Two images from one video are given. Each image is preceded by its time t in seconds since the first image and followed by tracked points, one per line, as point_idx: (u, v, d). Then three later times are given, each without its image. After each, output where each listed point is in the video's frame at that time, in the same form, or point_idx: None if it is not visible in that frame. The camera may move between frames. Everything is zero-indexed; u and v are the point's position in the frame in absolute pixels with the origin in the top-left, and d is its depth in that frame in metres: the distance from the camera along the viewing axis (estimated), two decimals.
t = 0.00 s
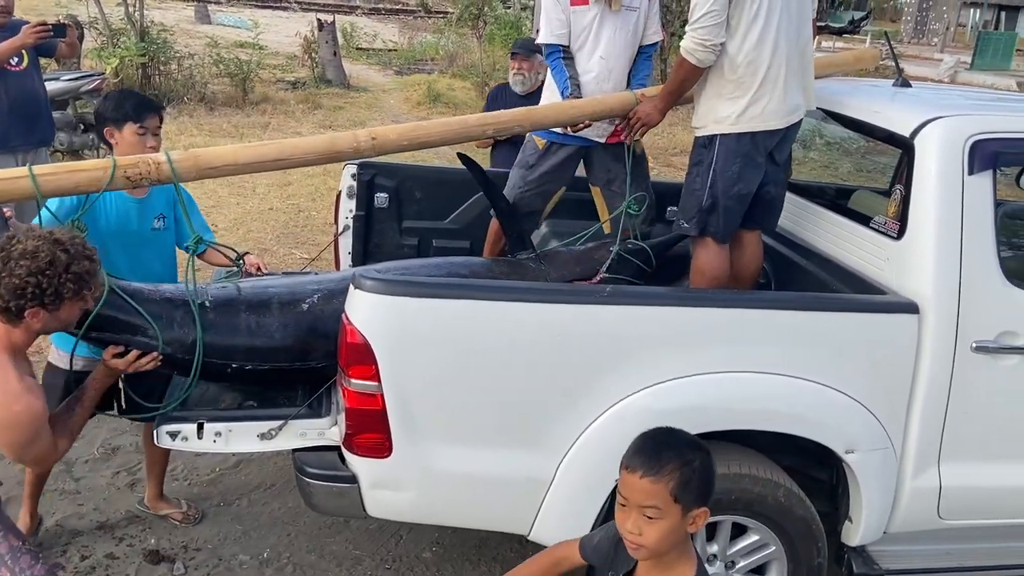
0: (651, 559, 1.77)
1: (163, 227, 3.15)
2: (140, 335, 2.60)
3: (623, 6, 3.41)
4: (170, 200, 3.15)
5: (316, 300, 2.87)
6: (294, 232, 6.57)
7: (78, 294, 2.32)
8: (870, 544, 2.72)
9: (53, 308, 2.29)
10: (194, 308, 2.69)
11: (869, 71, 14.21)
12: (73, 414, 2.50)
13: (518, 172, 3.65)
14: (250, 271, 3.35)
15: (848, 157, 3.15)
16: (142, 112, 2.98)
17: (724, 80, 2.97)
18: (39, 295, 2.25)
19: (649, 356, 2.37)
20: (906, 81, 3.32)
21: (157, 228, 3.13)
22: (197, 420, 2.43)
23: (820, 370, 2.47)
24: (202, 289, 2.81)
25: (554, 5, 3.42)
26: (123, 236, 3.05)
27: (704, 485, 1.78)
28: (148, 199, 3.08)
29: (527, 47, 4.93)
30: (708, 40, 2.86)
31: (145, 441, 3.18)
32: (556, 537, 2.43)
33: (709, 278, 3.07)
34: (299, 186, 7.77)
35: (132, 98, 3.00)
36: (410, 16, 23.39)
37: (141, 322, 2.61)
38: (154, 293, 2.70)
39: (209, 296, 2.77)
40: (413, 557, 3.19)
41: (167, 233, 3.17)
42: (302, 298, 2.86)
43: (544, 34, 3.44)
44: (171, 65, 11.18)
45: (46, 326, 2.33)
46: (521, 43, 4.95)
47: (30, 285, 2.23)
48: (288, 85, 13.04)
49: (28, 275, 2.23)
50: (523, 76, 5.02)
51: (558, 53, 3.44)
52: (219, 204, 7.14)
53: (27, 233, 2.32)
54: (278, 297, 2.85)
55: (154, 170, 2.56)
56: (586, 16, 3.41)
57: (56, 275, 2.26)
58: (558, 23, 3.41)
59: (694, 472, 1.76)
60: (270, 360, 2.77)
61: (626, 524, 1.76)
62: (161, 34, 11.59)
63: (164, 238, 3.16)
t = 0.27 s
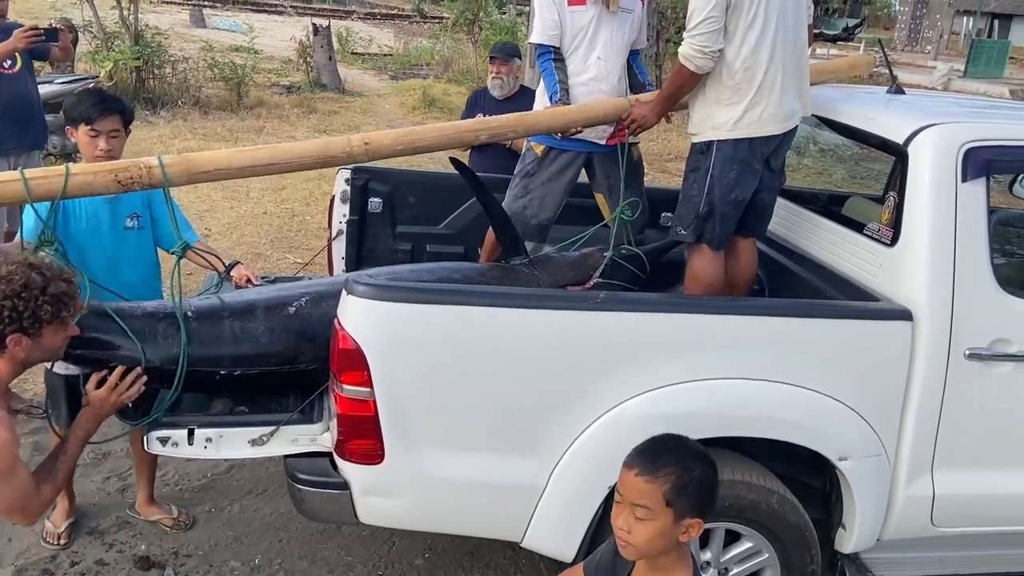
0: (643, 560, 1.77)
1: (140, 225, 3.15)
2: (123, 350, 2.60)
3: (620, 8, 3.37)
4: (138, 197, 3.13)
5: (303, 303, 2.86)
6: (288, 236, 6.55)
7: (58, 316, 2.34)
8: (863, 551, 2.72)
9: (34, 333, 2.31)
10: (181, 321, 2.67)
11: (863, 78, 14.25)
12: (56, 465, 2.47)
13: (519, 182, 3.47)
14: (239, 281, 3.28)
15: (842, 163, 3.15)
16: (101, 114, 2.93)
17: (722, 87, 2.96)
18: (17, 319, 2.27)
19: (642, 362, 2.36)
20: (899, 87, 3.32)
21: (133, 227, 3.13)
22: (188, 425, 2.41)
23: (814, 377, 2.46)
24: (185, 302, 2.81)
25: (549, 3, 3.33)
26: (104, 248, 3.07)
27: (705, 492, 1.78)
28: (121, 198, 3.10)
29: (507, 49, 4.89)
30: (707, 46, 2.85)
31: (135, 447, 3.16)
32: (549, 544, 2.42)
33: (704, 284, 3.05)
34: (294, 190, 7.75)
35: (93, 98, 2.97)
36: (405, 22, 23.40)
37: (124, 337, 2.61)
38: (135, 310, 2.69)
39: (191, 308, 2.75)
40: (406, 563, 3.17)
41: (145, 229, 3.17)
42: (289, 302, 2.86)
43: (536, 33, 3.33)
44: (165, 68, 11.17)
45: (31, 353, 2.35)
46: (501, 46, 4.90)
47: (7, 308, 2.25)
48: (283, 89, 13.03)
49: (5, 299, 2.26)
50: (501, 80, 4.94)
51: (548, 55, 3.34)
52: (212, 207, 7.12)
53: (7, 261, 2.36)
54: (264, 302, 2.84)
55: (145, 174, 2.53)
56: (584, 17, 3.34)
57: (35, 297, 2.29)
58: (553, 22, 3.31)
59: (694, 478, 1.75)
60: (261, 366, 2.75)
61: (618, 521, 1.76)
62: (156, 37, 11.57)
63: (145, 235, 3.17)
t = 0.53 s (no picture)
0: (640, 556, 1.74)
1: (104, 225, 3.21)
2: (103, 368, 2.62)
3: (615, 15, 3.33)
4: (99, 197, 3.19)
5: (289, 304, 2.86)
6: (282, 241, 6.54)
7: (88, 323, 2.29)
8: (857, 558, 2.71)
9: (64, 341, 2.25)
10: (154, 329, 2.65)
11: (858, 85, 14.30)
12: None
13: (515, 189, 3.46)
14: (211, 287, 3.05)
15: (836, 170, 3.16)
16: (44, 114, 3.06)
17: (716, 94, 2.96)
18: (49, 323, 2.21)
19: (636, 369, 2.36)
20: (893, 94, 3.33)
21: (97, 228, 3.18)
22: (178, 433, 2.40)
23: (807, 384, 2.46)
24: (167, 312, 2.82)
25: (544, 11, 3.33)
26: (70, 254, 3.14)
27: (706, 491, 1.68)
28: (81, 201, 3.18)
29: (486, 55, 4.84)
30: (703, 54, 2.85)
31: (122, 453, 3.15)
32: (542, 551, 2.41)
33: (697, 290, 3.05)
34: (288, 195, 7.74)
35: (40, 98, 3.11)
36: (401, 27, 23.43)
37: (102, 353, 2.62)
38: (113, 327, 2.72)
39: (172, 316, 2.77)
40: (398, 571, 3.15)
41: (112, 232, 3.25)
42: (275, 303, 2.86)
43: (529, 41, 3.35)
44: (159, 73, 11.15)
45: (56, 363, 2.28)
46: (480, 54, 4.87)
47: (40, 312, 2.20)
48: (278, 94, 13.02)
49: (36, 303, 2.21)
50: (482, 87, 4.88)
51: (540, 63, 3.35)
52: (206, 212, 7.10)
53: (32, 270, 2.32)
54: (250, 305, 2.84)
55: (136, 190, 2.53)
56: (580, 24, 3.31)
57: (67, 302, 2.24)
58: (546, 31, 3.32)
59: (693, 480, 1.65)
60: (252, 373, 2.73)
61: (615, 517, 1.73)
62: (150, 42, 11.56)
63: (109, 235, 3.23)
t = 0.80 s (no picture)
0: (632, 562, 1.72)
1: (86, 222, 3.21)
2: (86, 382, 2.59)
3: (601, 21, 3.30)
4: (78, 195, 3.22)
5: (274, 310, 2.83)
6: (273, 247, 6.52)
7: (59, 271, 2.48)
8: (846, 565, 2.71)
9: (38, 291, 2.47)
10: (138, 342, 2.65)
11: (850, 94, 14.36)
12: None
13: (504, 193, 3.44)
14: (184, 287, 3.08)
15: (825, 177, 3.16)
16: (34, 115, 3.11)
17: (705, 100, 2.96)
18: (22, 270, 2.41)
19: (624, 374, 2.35)
20: (882, 102, 3.34)
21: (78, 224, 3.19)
22: (161, 439, 2.38)
23: (796, 390, 2.46)
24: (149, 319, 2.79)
25: (532, 17, 3.33)
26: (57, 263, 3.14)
27: (692, 501, 1.66)
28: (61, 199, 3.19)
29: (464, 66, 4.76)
30: (692, 63, 2.86)
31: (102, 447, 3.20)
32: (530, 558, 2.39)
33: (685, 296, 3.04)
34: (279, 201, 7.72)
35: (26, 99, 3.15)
36: (395, 34, 23.45)
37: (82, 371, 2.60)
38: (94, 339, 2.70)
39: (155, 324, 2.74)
40: None
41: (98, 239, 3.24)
42: (260, 309, 2.83)
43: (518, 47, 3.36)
44: (152, 78, 11.15)
45: (32, 315, 2.50)
46: (457, 64, 4.81)
47: (12, 258, 2.38)
48: (271, 100, 13.02)
49: (8, 249, 2.38)
50: (459, 98, 4.81)
51: (529, 69, 3.36)
52: (197, 218, 7.09)
53: None
54: (234, 311, 2.82)
55: (120, 204, 2.58)
56: (569, 32, 3.31)
57: (36, 248, 2.42)
58: (534, 37, 3.33)
59: (678, 490, 1.63)
60: (239, 380, 2.70)
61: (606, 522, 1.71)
62: (142, 47, 11.56)
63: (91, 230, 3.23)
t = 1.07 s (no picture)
0: None
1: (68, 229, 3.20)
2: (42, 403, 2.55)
3: (580, 33, 3.29)
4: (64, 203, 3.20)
5: (239, 324, 2.78)
6: (256, 258, 6.47)
7: None
8: None
9: None
10: (90, 360, 2.57)
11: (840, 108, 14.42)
12: None
13: (481, 203, 3.39)
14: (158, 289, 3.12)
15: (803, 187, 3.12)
16: (25, 119, 3.04)
17: (680, 109, 2.93)
18: None
19: (595, 388, 2.30)
20: (861, 113, 3.31)
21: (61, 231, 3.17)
22: (119, 454, 2.32)
23: (770, 403, 2.41)
24: (107, 333, 2.73)
25: (509, 27, 3.27)
26: (41, 278, 3.13)
27: (654, 522, 1.60)
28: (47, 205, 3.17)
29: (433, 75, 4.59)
30: (667, 69, 2.83)
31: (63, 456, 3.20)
32: None
33: (661, 308, 3.00)
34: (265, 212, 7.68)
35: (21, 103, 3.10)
36: (388, 47, 23.48)
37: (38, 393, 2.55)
38: (50, 356, 2.64)
39: (114, 338, 2.68)
40: None
41: (82, 252, 3.24)
42: (224, 323, 2.78)
43: (495, 58, 3.31)
44: (140, 89, 11.11)
45: None
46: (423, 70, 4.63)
47: None
48: (261, 111, 12.99)
49: None
50: (423, 107, 4.70)
51: (506, 80, 3.32)
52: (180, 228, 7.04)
53: None
54: (197, 324, 2.77)
55: (70, 228, 2.50)
56: (548, 41, 3.27)
57: None
58: (512, 48, 3.28)
59: (639, 512, 1.57)
60: (203, 393, 2.64)
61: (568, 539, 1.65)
62: (131, 58, 11.54)
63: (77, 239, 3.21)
